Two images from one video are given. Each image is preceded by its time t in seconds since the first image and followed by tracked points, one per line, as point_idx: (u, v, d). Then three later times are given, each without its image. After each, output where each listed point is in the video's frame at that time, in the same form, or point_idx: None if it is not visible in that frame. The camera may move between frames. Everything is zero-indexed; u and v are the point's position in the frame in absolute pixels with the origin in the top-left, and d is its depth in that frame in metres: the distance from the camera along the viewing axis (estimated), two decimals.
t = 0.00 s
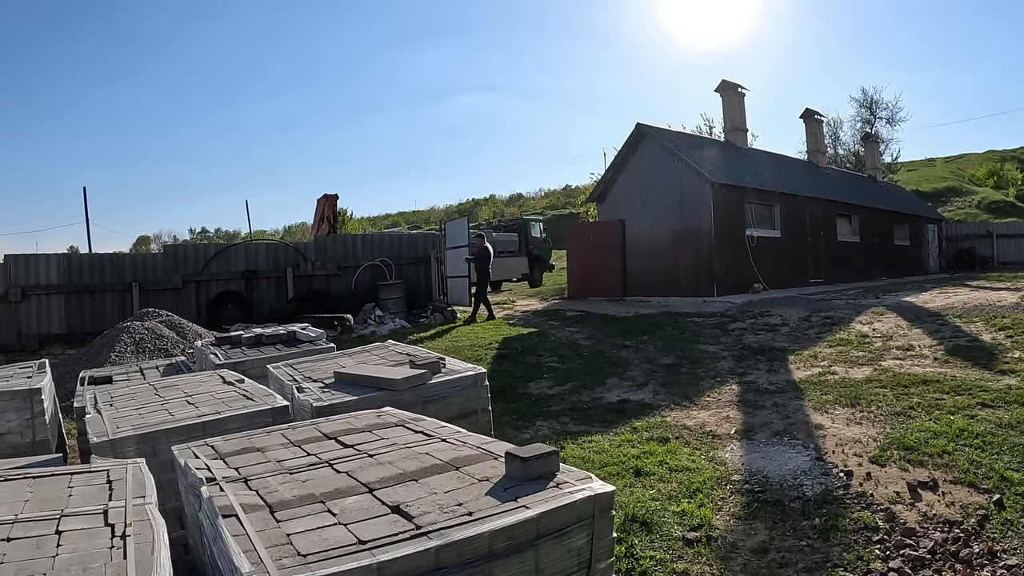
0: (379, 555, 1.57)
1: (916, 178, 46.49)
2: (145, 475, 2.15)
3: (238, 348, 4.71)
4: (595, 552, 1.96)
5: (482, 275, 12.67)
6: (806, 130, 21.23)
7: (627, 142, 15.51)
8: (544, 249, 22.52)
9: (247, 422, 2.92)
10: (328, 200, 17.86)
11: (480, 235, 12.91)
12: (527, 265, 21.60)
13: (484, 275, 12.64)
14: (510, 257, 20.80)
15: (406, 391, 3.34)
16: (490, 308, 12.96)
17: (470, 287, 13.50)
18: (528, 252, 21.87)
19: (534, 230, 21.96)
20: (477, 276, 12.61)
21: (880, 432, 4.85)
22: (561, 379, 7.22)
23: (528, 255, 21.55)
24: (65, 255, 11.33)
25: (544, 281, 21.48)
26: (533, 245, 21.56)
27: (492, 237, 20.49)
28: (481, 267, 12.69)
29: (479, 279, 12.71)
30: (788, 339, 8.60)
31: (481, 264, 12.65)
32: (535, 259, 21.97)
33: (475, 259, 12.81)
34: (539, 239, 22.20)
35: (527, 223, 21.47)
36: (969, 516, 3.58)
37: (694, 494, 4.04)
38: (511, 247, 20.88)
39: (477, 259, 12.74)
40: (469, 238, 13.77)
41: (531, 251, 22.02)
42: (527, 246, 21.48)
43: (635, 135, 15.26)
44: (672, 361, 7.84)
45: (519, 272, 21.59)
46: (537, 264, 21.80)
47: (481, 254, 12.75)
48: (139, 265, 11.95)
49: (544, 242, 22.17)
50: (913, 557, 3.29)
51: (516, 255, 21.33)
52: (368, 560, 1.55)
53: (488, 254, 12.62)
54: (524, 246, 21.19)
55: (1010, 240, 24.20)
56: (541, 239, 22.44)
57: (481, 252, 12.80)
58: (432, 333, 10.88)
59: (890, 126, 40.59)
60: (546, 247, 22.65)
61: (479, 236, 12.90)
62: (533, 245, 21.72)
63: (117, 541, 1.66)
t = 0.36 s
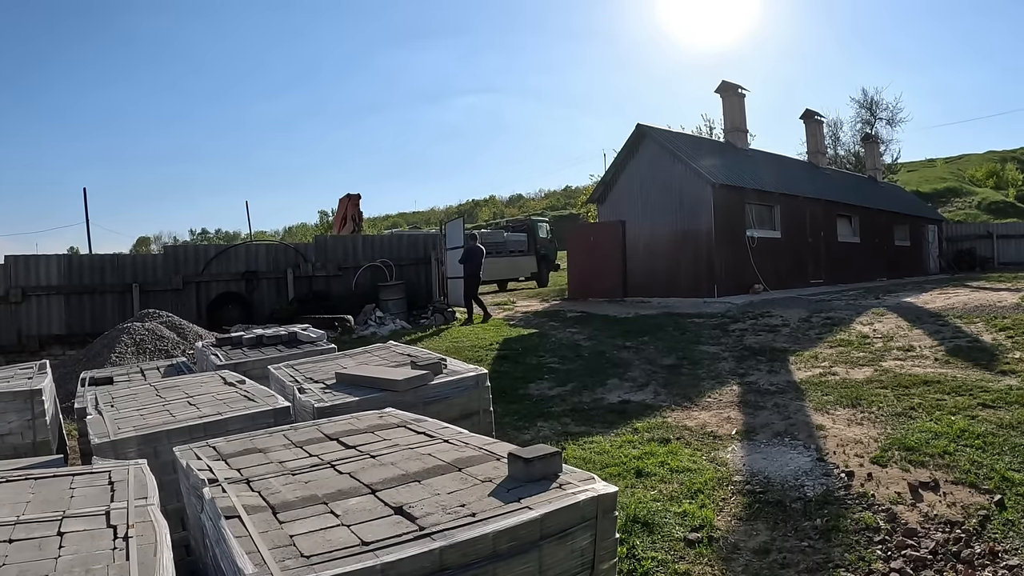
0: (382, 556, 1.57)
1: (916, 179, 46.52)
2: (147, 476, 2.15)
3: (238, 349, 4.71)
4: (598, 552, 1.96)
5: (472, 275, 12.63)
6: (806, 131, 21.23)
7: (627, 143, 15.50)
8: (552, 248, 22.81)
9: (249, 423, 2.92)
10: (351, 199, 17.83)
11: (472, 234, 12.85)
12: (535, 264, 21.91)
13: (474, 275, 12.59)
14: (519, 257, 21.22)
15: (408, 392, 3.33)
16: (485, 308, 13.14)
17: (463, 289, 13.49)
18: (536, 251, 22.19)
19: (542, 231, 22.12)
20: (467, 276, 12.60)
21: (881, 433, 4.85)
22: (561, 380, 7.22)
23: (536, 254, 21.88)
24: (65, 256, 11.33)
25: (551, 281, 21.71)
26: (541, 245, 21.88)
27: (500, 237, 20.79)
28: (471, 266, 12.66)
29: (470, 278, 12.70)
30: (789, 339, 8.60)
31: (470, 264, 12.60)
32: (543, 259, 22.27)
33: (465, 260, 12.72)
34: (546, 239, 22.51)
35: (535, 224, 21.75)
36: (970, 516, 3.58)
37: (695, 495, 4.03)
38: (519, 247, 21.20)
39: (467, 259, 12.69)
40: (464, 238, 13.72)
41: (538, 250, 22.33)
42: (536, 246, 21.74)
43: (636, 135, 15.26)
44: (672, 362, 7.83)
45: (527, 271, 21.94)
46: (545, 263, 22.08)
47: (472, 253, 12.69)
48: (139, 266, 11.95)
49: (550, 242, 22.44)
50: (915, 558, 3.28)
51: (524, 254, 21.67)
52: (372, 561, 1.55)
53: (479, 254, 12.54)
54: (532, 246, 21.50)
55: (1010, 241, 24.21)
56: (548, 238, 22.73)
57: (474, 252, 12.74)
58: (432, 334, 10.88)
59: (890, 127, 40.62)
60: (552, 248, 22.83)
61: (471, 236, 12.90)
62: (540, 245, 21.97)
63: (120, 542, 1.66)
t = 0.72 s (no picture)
0: (390, 554, 1.59)
1: (916, 178, 46.50)
2: (154, 476, 2.16)
3: (240, 349, 4.71)
4: (600, 550, 1.97)
5: (470, 275, 12.70)
6: (806, 131, 21.23)
7: (627, 142, 15.50)
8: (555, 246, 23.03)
9: (253, 423, 2.93)
10: (370, 200, 18.49)
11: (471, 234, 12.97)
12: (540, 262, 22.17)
13: (474, 275, 12.66)
14: (525, 255, 21.53)
15: (411, 392, 3.34)
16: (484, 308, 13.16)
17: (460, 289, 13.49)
18: (541, 250, 22.42)
19: (546, 229, 22.27)
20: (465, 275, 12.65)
21: (880, 432, 4.86)
22: (562, 380, 7.23)
23: (542, 253, 22.09)
24: (65, 255, 11.31)
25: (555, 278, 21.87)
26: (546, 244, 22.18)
27: (507, 236, 21.11)
28: (469, 265, 12.72)
29: (467, 277, 12.75)
30: (788, 339, 8.61)
31: (469, 263, 12.70)
32: (547, 257, 22.54)
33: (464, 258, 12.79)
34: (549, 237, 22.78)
35: (540, 223, 22.00)
36: (969, 516, 3.60)
37: (696, 494, 4.05)
38: (526, 245, 21.50)
39: (465, 258, 12.77)
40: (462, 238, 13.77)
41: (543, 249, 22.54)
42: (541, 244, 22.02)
43: (636, 135, 15.26)
44: (672, 362, 7.84)
45: (533, 269, 22.20)
46: (549, 261, 22.37)
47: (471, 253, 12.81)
48: (140, 265, 11.95)
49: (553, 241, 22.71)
50: (914, 556, 3.30)
51: (529, 252, 21.95)
52: (380, 559, 1.56)
53: (480, 253, 12.69)
54: (539, 244, 21.76)
55: (1009, 240, 24.24)
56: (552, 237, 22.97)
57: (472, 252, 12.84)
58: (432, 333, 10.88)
59: (890, 126, 40.63)
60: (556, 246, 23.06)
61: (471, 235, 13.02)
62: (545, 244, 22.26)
63: (129, 542, 1.67)
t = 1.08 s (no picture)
0: (392, 551, 1.61)
1: (916, 178, 46.50)
2: (160, 476, 2.18)
3: (242, 350, 4.73)
4: (597, 547, 1.99)
5: (469, 275, 12.75)
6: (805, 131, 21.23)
7: (627, 143, 15.53)
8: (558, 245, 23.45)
9: (257, 424, 2.95)
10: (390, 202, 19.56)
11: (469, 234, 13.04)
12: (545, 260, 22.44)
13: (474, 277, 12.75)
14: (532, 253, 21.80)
15: (411, 392, 3.36)
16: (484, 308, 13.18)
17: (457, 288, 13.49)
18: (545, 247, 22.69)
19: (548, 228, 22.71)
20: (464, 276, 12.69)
21: (877, 432, 4.88)
22: (561, 380, 7.25)
23: (545, 251, 22.44)
24: (67, 256, 11.33)
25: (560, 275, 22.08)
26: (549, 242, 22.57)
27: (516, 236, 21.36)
28: (467, 265, 12.77)
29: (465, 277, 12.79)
30: (787, 339, 8.62)
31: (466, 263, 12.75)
32: (551, 256, 22.86)
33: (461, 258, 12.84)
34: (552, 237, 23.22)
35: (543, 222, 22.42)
36: (963, 515, 3.62)
37: (693, 494, 4.07)
38: (533, 244, 21.76)
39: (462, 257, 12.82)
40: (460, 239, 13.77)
41: (546, 247, 22.79)
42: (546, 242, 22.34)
43: (635, 135, 15.27)
44: (671, 362, 7.87)
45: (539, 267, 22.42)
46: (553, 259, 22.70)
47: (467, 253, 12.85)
48: (141, 266, 11.97)
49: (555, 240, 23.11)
50: (908, 554, 3.32)
51: (534, 250, 22.25)
52: (382, 556, 1.58)
53: (478, 253, 12.74)
54: (544, 243, 22.13)
55: (1009, 240, 24.25)
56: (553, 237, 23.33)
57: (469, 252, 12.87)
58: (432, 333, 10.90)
59: (890, 126, 40.65)
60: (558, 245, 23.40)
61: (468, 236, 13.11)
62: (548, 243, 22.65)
63: (138, 539, 1.69)
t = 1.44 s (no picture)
0: (390, 534, 1.64)
1: (913, 181, 46.64)
2: (164, 467, 2.20)
3: (242, 348, 4.75)
4: (587, 535, 2.01)
5: (460, 277, 12.80)
6: (802, 133, 21.29)
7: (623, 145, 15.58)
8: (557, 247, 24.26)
9: (257, 418, 2.97)
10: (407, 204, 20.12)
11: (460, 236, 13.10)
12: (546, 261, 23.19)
13: (465, 279, 12.78)
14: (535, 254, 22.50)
15: (409, 388, 3.39)
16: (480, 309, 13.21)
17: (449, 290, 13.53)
18: (546, 250, 23.45)
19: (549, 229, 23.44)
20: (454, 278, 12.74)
21: (868, 431, 4.92)
22: (557, 380, 7.28)
23: (546, 253, 23.25)
24: (66, 255, 11.34)
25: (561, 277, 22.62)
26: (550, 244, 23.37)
27: (521, 237, 21.96)
28: (458, 267, 12.82)
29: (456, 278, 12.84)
30: (782, 340, 8.67)
31: (457, 264, 12.80)
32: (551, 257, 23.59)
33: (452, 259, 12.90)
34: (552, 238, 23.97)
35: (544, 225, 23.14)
36: (952, 512, 3.65)
37: (686, 490, 4.10)
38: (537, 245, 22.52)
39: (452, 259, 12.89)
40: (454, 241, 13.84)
41: (547, 249, 23.51)
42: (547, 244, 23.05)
43: (632, 138, 15.33)
44: (667, 362, 7.90)
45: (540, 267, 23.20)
46: (553, 260, 23.42)
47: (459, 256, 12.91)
48: (140, 266, 11.98)
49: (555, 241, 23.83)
50: (896, 550, 3.36)
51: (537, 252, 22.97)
52: (381, 538, 1.61)
53: (469, 255, 12.77)
54: (546, 244, 22.89)
55: (1005, 243, 24.33)
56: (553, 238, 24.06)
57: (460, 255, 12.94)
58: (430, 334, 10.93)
59: (887, 129, 40.81)
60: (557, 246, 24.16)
61: (459, 238, 13.19)
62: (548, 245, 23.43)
63: (145, 524, 1.71)
